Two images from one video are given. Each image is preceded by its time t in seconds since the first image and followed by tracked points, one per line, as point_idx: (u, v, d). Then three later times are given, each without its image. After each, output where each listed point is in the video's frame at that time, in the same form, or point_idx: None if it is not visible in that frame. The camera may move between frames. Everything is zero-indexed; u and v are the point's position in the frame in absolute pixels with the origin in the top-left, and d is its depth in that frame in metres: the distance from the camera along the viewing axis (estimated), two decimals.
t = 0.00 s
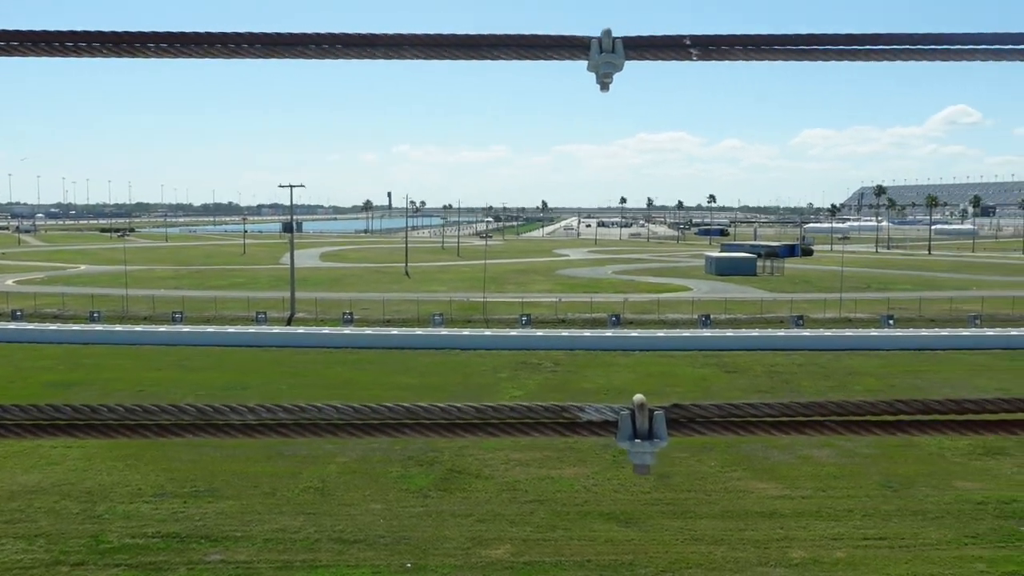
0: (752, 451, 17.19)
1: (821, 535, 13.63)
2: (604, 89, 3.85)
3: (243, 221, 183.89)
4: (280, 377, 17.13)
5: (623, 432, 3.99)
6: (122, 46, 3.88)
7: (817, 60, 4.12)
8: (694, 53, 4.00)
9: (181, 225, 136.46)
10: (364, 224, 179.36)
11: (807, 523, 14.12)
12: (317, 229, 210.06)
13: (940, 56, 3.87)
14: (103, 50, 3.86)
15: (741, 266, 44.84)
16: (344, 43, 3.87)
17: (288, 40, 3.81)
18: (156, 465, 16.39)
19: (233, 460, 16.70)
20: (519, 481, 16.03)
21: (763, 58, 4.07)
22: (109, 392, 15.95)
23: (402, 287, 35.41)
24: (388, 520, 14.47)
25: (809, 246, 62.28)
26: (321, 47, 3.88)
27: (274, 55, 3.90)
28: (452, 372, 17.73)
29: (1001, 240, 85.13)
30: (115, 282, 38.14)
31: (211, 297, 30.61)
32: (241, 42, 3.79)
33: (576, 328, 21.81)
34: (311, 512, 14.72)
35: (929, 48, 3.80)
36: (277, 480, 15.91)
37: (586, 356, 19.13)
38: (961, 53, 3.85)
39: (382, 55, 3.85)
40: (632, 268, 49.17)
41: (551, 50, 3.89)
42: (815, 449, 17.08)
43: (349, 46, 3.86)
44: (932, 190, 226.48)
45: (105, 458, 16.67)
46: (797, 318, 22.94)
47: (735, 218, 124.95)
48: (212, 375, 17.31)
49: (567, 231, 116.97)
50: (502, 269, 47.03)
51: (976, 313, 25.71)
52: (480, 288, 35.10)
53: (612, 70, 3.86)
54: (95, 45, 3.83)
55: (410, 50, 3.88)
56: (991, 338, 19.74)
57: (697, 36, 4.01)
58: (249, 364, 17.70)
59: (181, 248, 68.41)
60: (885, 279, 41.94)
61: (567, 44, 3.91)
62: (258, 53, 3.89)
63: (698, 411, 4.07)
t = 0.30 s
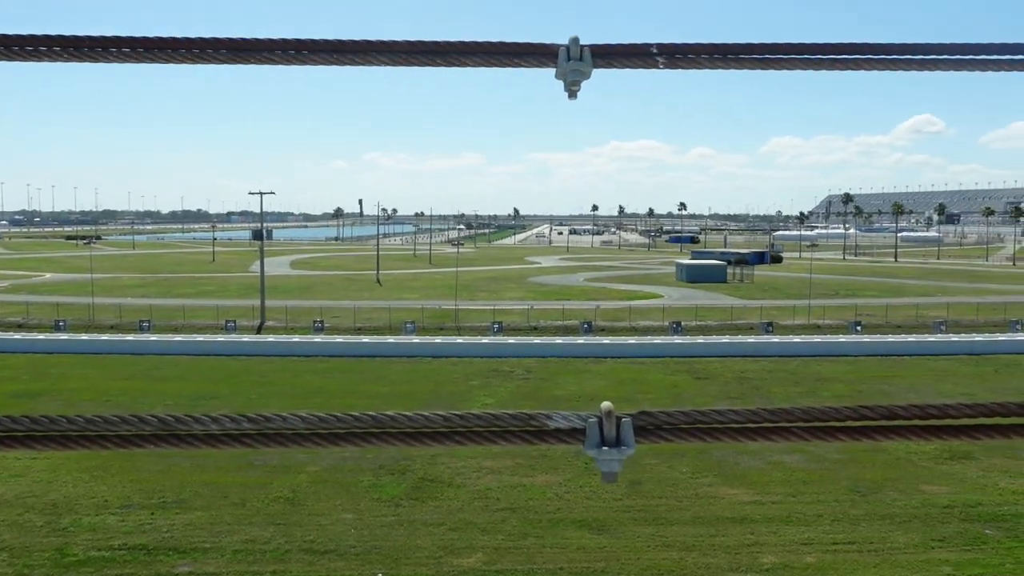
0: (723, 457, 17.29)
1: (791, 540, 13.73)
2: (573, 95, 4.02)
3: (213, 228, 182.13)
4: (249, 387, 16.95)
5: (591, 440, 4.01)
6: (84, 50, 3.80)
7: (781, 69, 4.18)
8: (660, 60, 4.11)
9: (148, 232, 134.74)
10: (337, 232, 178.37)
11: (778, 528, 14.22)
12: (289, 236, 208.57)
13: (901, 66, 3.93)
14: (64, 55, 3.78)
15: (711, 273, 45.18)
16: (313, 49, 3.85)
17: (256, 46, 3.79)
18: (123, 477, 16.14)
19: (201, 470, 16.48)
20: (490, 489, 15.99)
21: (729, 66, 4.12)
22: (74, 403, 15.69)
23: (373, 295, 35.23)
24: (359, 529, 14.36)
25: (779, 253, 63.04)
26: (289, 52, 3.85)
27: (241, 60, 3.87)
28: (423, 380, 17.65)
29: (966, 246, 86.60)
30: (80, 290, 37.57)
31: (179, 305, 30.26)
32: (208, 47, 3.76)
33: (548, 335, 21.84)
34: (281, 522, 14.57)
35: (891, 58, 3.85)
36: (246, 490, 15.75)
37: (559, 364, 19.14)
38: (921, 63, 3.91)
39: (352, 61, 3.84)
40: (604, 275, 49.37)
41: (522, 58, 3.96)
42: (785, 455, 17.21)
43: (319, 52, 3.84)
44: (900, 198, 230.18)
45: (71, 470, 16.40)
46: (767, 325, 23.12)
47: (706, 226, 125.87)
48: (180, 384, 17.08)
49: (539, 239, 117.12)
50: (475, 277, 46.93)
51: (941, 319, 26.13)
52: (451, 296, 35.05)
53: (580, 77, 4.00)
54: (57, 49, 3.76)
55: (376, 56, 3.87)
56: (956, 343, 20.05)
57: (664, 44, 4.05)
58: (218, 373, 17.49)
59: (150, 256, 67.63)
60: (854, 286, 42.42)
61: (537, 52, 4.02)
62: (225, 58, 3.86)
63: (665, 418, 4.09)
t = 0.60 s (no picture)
0: (689, 466, 17.38)
1: (756, 548, 13.84)
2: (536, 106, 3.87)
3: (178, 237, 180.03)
4: (213, 398, 16.74)
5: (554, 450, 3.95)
6: (43, 57, 3.75)
7: (743, 83, 4.23)
8: (625, 73, 4.07)
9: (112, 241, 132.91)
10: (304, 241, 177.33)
11: (743, 537, 14.33)
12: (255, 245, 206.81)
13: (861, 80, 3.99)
14: (22, 62, 3.72)
15: (677, 284, 45.55)
16: (278, 58, 3.83)
17: (219, 54, 3.75)
18: (82, 489, 15.83)
19: (164, 482, 16.24)
20: (457, 500, 15.92)
21: (691, 80, 4.16)
22: (33, 414, 15.37)
23: (339, 305, 35.06)
24: (324, 541, 14.22)
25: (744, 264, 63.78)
26: (253, 61, 3.83)
27: (204, 68, 3.82)
28: (390, 390, 17.55)
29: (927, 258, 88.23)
30: (40, 300, 36.98)
31: (142, 315, 29.90)
32: (169, 56, 3.73)
33: (515, 346, 21.84)
34: (245, 534, 14.38)
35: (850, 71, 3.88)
36: (209, 502, 15.53)
37: (526, 374, 19.13)
38: (878, 77, 3.98)
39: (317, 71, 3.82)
40: (571, 286, 49.56)
41: (484, 68, 3.86)
42: (750, 464, 17.35)
43: (284, 61, 3.82)
44: (863, 211, 233.86)
45: (29, 483, 16.06)
46: (732, 335, 23.36)
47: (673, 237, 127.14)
48: (143, 395, 16.83)
49: (507, 249, 117.51)
50: (442, 288, 46.86)
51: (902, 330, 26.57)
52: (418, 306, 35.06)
53: (545, 89, 3.88)
54: (14, 56, 3.69)
55: (342, 66, 3.85)
56: (917, 353, 20.39)
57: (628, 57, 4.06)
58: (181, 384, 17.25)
59: (111, 265, 66.55)
60: (818, 296, 43.03)
61: (501, 64, 3.96)
62: (189, 67, 3.82)
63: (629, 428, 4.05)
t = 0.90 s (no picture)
0: (670, 492, 16.36)
1: None
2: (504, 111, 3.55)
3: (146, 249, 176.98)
4: (162, 420, 15.57)
5: (520, 472, 3.25)
6: None
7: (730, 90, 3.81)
8: (597, 75, 3.62)
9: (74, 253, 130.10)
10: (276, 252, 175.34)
11: (731, 569, 13.33)
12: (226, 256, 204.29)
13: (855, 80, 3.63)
14: None
15: (653, 297, 44.70)
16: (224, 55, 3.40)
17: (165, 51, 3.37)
18: (15, 523, 14.54)
19: (106, 514, 14.99)
20: (424, 530, 14.82)
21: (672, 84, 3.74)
22: None
23: (300, 320, 33.76)
24: None
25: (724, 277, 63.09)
26: (203, 60, 3.42)
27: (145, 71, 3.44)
28: (353, 412, 16.46)
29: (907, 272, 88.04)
30: None
31: (90, 332, 28.43)
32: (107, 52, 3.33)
33: (487, 364, 20.80)
34: (192, 571, 13.18)
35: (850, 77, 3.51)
36: (155, 536, 14.30)
37: (497, 394, 18.08)
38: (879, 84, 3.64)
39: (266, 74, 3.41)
40: (547, 300, 48.57)
41: (446, 67, 3.50)
42: (735, 489, 16.37)
43: (232, 59, 3.40)
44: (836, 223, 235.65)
45: None
46: (715, 352, 22.48)
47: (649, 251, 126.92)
48: (85, 419, 15.63)
49: (480, 261, 116.43)
50: (414, 302, 45.67)
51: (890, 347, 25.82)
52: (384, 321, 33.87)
53: (512, 91, 3.50)
54: None
55: (295, 66, 3.45)
56: (906, 372, 19.61)
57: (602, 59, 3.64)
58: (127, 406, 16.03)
59: (73, 277, 64.70)
60: (803, 312, 42.27)
61: (463, 62, 3.54)
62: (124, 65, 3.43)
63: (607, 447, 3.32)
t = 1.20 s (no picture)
0: (682, 544, 13.61)
1: None
2: (477, 87, 3.11)
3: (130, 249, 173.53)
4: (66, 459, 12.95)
5: (492, 519, 2.70)
6: None
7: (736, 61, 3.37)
8: (586, 44, 3.14)
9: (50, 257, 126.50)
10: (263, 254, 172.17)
11: None
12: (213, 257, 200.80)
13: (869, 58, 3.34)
14: None
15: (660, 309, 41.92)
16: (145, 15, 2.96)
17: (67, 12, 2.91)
18: None
19: None
20: None
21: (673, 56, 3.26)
22: None
23: (244, 336, 30.83)
24: None
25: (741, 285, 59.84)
26: (112, 20, 2.95)
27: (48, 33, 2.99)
28: (299, 446, 13.85)
29: (930, 278, 84.45)
30: None
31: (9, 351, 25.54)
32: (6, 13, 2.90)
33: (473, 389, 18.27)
34: None
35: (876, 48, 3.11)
36: None
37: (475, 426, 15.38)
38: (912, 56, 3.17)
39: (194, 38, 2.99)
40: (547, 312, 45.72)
41: (409, 34, 3.08)
42: (760, 541, 13.64)
43: (151, 21, 2.98)
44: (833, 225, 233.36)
45: None
46: (736, 375, 19.76)
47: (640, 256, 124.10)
48: None
49: (467, 266, 113.60)
50: (403, 314, 42.72)
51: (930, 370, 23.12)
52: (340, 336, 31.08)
53: (486, 62, 3.04)
54: None
55: (230, 32, 3.00)
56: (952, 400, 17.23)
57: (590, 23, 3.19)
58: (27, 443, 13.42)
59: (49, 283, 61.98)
60: (836, 326, 39.20)
61: (426, 29, 3.10)
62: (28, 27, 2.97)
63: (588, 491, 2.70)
